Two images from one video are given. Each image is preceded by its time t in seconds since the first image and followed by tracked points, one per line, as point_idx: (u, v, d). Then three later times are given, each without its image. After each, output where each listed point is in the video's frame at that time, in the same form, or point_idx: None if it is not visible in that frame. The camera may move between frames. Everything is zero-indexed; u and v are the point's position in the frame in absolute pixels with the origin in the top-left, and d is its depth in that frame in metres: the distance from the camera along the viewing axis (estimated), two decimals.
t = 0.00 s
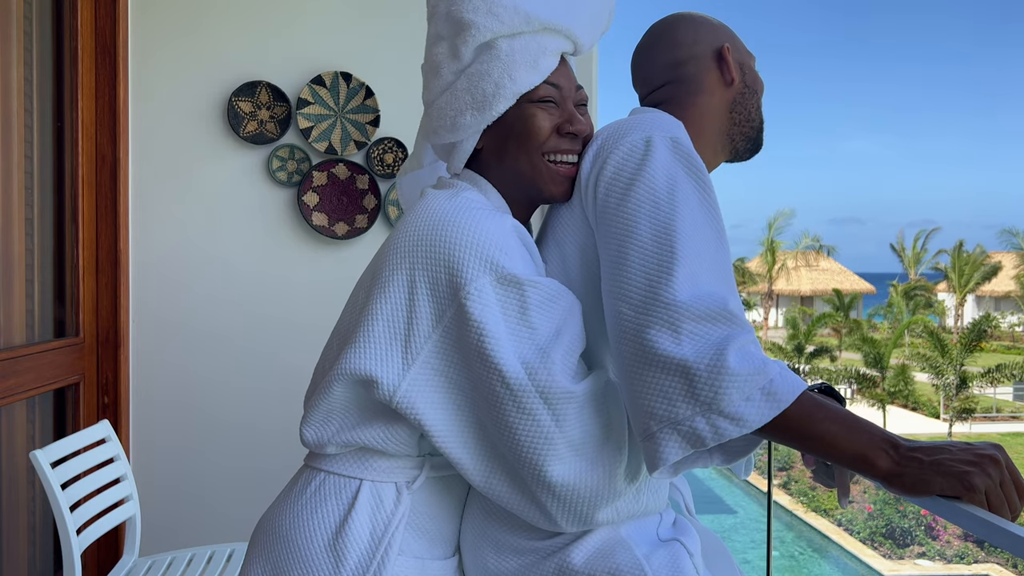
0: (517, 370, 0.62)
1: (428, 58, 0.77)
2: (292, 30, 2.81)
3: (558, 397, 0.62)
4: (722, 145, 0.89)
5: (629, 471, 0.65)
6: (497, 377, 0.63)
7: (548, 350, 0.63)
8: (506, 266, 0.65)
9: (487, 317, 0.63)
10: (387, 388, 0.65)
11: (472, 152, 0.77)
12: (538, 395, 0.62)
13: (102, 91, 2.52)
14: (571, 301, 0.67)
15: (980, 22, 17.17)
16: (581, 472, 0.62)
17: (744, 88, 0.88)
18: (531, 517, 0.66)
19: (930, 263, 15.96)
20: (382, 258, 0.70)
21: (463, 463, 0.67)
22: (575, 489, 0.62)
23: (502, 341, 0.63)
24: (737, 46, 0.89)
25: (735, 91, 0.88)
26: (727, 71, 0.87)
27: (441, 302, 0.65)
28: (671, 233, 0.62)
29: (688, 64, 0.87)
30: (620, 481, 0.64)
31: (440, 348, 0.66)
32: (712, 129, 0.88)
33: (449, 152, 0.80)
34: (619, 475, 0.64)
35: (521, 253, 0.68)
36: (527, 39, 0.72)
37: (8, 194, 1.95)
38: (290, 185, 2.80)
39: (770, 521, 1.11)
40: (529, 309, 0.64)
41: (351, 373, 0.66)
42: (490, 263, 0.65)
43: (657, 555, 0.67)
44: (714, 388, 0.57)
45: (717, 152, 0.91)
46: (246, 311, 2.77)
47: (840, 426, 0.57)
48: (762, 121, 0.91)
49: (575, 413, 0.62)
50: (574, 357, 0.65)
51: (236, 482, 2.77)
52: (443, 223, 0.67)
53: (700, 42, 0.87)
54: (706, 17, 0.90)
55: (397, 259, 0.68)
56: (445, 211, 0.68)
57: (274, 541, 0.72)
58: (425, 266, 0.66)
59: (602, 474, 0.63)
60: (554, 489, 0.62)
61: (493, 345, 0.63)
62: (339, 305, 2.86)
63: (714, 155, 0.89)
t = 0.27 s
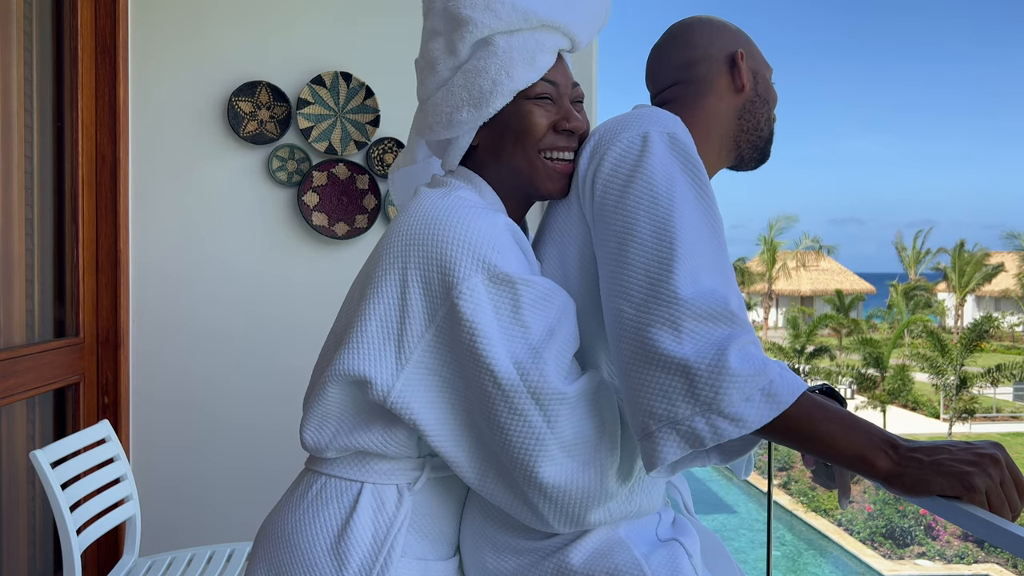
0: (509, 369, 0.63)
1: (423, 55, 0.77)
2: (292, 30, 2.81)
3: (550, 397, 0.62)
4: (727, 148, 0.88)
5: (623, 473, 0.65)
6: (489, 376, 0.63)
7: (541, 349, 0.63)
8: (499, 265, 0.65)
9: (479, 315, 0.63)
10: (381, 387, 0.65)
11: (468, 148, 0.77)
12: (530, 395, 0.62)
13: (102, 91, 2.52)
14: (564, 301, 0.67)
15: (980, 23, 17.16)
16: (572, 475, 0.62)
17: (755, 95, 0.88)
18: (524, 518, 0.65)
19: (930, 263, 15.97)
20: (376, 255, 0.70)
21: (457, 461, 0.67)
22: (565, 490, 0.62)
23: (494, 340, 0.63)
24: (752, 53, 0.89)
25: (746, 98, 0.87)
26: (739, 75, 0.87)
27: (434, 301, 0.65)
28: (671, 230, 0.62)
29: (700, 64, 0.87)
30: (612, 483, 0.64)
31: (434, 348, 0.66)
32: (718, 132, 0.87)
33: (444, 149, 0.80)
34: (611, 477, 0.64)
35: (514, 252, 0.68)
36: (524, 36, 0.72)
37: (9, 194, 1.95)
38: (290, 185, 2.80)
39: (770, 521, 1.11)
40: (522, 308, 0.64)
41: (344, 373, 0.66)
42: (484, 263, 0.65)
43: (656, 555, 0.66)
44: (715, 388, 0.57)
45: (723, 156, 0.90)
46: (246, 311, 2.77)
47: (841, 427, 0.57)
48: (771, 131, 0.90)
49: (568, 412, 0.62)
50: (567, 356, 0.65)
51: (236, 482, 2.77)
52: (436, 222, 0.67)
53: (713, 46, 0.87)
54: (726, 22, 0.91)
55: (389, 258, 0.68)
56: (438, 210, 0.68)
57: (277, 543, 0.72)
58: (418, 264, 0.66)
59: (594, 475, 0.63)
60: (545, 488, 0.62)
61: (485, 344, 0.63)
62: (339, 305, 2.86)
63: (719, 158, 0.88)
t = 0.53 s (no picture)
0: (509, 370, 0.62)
1: (423, 56, 0.77)
2: (292, 30, 2.81)
3: (549, 396, 0.62)
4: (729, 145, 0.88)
5: (624, 473, 0.65)
6: (488, 377, 0.63)
7: (539, 350, 0.63)
8: (497, 267, 0.64)
9: (477, 319, 0.63)
10: (379, 387, 0.65)
11: (467, 149, 0.77)
12: (529, 395, 0.62)
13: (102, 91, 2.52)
14: (563, 302, 0.66)
15: (980, 22, 17.15)
16: (572, 475, 0.62)
17: (757, 91, 0.87)
18: (522, 518, 0.66)
19: (930, 263, 15.97)
20: (376, 255, 0.70)
21: (456, 461, 0.67)
22: (565, 490, 0.62)
23: (493, 341, 0.63)
24: (755, 49, 0.88)
25: (747, 93, 0.87)
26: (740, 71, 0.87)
27: (433, 301, 0.65)
28: (668, 236, 0.62)
29: (700, 61, 0.87)
30: (610, 483, 0.64)
31: (433, 348, 0.66)
32: (720, 128, 0.87)
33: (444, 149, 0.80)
34: (610, 478, 0.63)
35: (514, 252, 0.68)
36: (522, 38, 0.72)
37: (9, 194, 1.95)
38: (290, 185, 2.80)
39: (770, 521, 1.11)
40: (521, 308, 0.64)
41: (342, 373, 0.66)
42: (483, 264, 0.65)
43: (657, 554, 0.66)
44: (712, 395, 0.57)
45: (727, 152, 0.89)
46: (246, 311, 2.77)
47: (842, 429, 0.57)
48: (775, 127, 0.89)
49: (570, 411, 0.62)
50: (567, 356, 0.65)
51: (236, 482, 2.77)
52: (436, 222, 0.67)
53: (715, 43, 0.87)
54: (730, 18, 0.91)
55: (390, 257, 0.68)
56: (438, 209, 0.68)
57: (280, 542, 0.72)
58: (418, 265, 0.66)
59: (592, 476, 0.63)
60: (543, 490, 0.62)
61: (483, 347, 0.63)
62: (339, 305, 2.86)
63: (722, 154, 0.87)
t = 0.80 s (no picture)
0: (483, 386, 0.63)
1: (424, 55, 0.78)
2: (292, 31, 2.81)
3: (510, 419, 0.62)
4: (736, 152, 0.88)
5: (585, 510, 0.64)
6: (466, 386, 0.63)
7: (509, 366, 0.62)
8: (490, 274, 0.64)
9: (465, 326, 0.64)
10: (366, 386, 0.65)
11: (469, 148, 0.77)
12: (497, 414, 0.62)
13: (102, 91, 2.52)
14: (546, 320, 0.66)
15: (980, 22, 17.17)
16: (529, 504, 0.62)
17: (770, 101, 0.88)
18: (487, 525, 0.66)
19: (929, 263, 15.98)
20: (375, 249, 0.71)
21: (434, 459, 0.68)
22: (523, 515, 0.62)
23: (472, 351, 0.64)
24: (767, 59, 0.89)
25: (759, 102, 0.87)
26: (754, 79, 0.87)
27: (420, 303, 0.66)
28: (670, 234, 0.62)
29: (716, 64, 0.87)
30: (568, 519, 0.63)
31: (413, 351, 0.66)
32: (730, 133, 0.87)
33: (445, 149, 0.80)
34: (569, 513, 0.63)
35: (507, 259, 0.67)
36: (524, 38, 0.72)
37: (9, 193, 1.95)
38: (290, 185, 2.80)
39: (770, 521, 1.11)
40: (499, 322, 0.63)
41: (331, 367, 0.66)
42: (475, 270, 0.64)
43: (655, 549, 0.68)
44: (714, 393, 0.57)
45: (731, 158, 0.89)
46: (246, 311, 2.77)
47: (841, 429, 0.57)
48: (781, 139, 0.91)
49: (532, 440, 0.62)
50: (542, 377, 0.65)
51: (236, 482, 2.77)
52: (433, 225, 0.67)
53: (731, 48, 0.87)
54: (747, 22, 0.91)
55: (385, 255, 0.68)
56: (437, 211, 0.68)
57: (280, 542, 0.72)
58: (411, 264, 0.66)
59: (546, 508, 0.62)
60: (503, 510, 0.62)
61: (466, 355, 0.63)
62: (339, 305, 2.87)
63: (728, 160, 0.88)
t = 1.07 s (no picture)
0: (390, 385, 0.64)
1: (414, 53, 0.78)
2: (292, 31, 2.80)
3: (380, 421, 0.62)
4: (729, 150, 0.87)
5: (454, 522, 0.62)
6: (382, 383, 0.65)
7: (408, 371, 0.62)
8: (439, 278, 0.65)
9: (399, 324, 0.65)
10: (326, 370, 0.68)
11: (460, 144, 0.77)
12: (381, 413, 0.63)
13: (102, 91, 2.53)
14: (471, 334, 0.65)
15: (980, 22, 17.18)
16: (391, 505, 0.62)
17: (759, 95, 0.86)
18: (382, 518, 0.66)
19: (930, 263, 15.98)
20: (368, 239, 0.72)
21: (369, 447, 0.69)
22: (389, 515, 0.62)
23: (395, 352, 0.64)
24: (764, 50, 0.86)
25: (748, 97, 0.86)
26: (740, 75, 0.86)
27: (373, 296, 0.67)
28: (670, 232, 0.62)
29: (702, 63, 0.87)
30: (432, 527, 0.62)
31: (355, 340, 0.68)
32: (718, 132, 0.86)
33: (435, 146, 0.80)
34: (434, 523, 0.62)
35: (470, 270, 0.67)
36: (513, 32, 0.73)
37: (9, 193, 1.95)
38: (290, 185, 2.79)
39: (770, 521, 1.11)
40: (417, 332, 0.63)
41: (300, 346, 0.69)
42: (432, 272, 0.66)
43: (658, 550, 0.68)
44: (713, 390, 0.57)
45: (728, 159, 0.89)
46: (247, 311, 2.77)
47: (842, 430, 0.57)
48: (782, 133, 0.87)
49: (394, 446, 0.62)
50: (453, 389, 0.64)
51: (236, 482, 2.77)
52: (414, 224, 0.69)
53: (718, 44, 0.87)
54: (745, 18, 0.89)
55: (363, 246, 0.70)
56: (420, 213, 0.71)
57: (279, 541, 0.73)
58: (378, 255, 0.68)
59: (398, 509, 0.62)
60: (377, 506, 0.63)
61: (393, 351, 0.64)
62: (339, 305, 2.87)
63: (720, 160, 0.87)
